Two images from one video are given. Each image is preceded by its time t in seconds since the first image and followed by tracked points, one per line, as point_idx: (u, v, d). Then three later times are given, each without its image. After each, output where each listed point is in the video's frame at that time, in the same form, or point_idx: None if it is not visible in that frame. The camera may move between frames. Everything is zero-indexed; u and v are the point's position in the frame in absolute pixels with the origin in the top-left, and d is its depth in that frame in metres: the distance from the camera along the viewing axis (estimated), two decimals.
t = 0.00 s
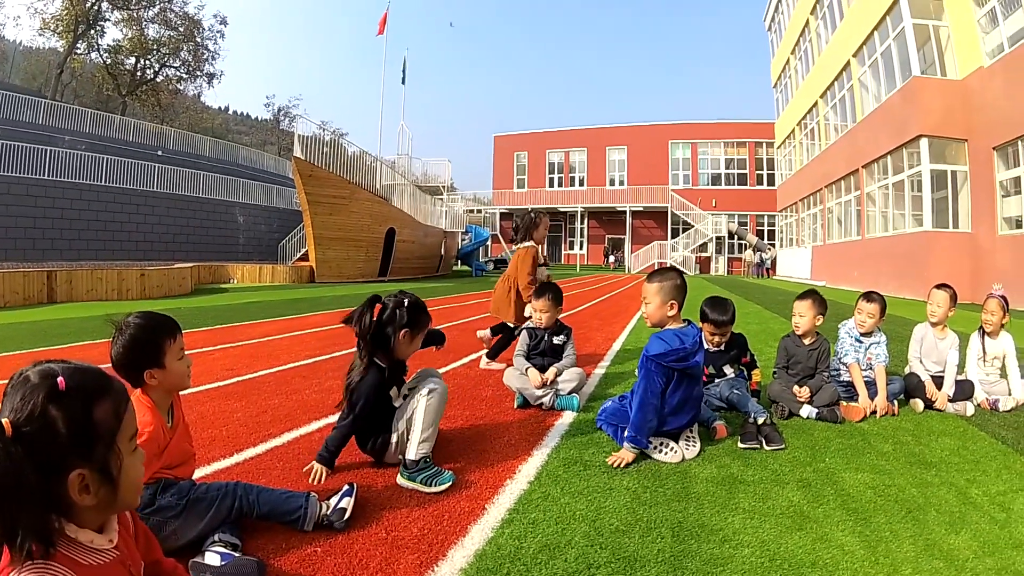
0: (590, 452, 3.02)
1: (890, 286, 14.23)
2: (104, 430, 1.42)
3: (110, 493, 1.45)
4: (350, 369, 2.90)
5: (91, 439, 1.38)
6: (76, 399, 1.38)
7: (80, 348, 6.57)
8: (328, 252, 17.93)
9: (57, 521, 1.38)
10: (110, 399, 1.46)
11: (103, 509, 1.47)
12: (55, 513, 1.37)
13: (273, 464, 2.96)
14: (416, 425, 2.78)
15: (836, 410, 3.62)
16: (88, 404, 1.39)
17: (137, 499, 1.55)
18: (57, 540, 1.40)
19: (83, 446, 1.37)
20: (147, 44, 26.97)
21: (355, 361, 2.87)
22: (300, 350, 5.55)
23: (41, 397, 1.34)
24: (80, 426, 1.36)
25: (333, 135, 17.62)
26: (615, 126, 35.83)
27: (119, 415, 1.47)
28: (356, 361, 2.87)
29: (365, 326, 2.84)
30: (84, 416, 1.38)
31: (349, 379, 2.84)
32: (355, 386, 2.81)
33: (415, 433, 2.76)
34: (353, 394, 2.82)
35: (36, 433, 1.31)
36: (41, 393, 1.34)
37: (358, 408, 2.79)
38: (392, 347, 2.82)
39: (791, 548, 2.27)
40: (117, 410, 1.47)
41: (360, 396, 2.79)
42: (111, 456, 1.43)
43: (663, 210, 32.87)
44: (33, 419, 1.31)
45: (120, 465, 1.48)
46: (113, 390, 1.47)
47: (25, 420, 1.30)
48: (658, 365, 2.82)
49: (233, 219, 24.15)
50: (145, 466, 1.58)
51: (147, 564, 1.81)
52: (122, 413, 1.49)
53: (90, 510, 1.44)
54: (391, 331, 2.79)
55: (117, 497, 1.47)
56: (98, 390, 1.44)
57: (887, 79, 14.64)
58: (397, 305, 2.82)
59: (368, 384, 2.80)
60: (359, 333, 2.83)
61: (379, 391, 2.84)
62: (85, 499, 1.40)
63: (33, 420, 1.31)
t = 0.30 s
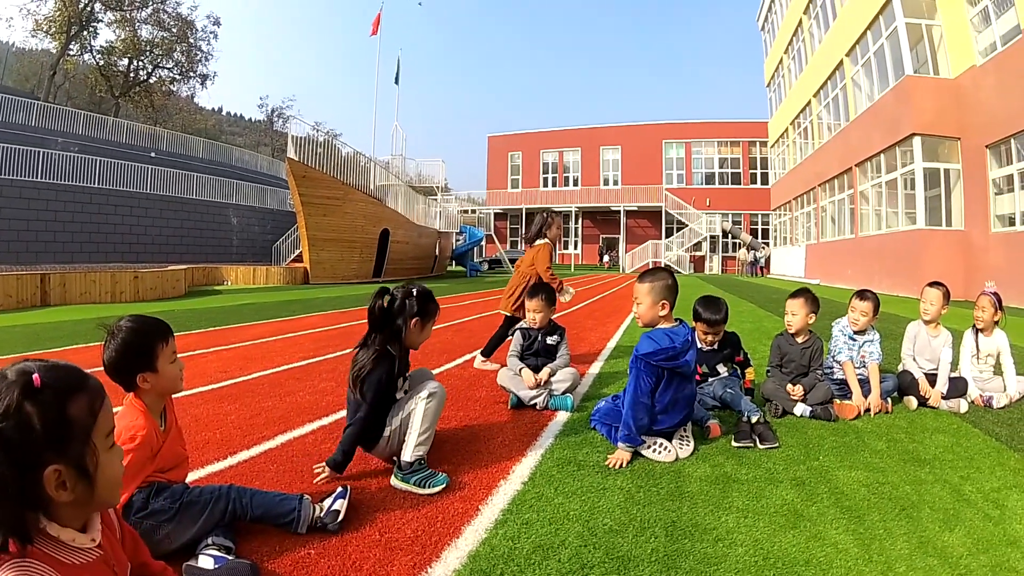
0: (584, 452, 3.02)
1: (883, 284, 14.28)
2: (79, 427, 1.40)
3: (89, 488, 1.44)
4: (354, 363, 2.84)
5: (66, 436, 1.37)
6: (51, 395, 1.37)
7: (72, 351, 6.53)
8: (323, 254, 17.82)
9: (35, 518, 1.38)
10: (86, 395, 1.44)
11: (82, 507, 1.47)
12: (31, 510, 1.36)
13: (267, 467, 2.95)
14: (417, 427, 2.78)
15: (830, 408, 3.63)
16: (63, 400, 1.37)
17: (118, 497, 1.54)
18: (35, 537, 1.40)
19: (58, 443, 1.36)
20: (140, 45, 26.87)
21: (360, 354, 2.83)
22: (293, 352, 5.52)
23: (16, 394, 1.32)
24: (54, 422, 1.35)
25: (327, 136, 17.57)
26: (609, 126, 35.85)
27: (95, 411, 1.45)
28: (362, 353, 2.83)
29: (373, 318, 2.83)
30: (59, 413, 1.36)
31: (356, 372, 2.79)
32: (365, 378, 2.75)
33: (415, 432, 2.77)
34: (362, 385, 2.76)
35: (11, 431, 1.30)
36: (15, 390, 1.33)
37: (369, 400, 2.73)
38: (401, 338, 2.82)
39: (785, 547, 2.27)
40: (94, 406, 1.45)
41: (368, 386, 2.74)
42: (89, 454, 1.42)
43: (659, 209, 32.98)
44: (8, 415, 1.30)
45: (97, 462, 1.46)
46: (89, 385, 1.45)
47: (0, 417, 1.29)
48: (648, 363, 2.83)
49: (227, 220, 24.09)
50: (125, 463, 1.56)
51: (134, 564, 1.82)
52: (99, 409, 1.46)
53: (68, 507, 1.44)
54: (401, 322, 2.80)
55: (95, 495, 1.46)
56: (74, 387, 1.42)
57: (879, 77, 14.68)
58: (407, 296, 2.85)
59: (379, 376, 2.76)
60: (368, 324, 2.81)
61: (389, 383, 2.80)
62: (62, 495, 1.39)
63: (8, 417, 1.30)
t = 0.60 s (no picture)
0: (576, 455, 3.01)
1: (875, 286, 14.36)
2: (53, 424, 1.39)
3: (64, 485, 1.44)
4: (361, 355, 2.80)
5: (40, 432, 1.37)
6: (25, 392, 1.37)
7: (62, 355, 6.49)
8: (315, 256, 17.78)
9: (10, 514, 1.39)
10: (60, 392, 1.43)
11: (57, 505, 1.47)
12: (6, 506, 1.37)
13: (258, 470, 2.94)
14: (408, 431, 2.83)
15: (821, 409, 3.64)
16: (37, 398, 1.37)
17: (95, 496, 1.53)
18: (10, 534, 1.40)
19: (32, 438, 1.36)
20: (132, 47, 26.79)
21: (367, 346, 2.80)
22: (285, 355, 5.50)
23: None
24: (28, 419, 1.34)
25: (320, 138, 17.54)
26: (603, 128, 35.93)
27: (70, 409, 1.45)
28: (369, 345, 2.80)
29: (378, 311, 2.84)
30: (34, 411, 1.36)
31: (368, 362, 2.74)
32: (382, 366, 2.72)
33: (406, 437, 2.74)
34: (377, 375, 2.73)
35: None
36: None
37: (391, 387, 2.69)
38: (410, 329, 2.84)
39: (776, 548, 2.28)
40: (69, 404, 1.45)
41: (390, 378, 2.72)
42: (64, 450, 1.42)
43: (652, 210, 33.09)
44: None
45: (73, 460, 1.46)
46: (64, 383, 1.45)
47: None
48: (640, 365, 2.83)
49: (219, 222, 24.02)
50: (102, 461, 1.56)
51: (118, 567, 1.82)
52: (74, 407, 1.46)
53: (43, 505, 1.44)
54: (411, 311, 2.83)
55: (69, 493, 1.45)
56: (47, 384, 1.41)
57: (871, 79, 14.76)
58: (412, 288, 2.89)
59: (394, 364, 2.73)
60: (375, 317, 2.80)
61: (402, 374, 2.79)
62: (37, 492, 1.39)
63: None
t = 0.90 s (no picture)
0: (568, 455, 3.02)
1: (868, 285, 14.41)
2: (29, 421, 1.41)
3: (42, 483, 1.47)
4: (375, 342, 2.85)
5: (16, 430, 1.39)
6: None
7: (51, 358, 6.44)
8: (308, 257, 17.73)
9: None
10: (38, 390, 1.45)
11: (35, 502, 1.50)
12: None
13: (251, 473, 2.92)
14: (401, 435, 2.77)
15: (813, 409, 3.66)
16: (14, 396, 1.38)
17: (73, 495, 1.55)
18: None
19: (8, 436, 1.37)
20: (125, 47, 26.67)
21: (380, 334, 2.86)
22: (276, 357, 5.47)
23: None
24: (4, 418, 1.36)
25: (313, 139, 17.50)
26: (597, 129, 35.96)
27: (47, 408, 1.46)
28: (382, 332, 2.86)
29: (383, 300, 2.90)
30: (11, 409, 1.38)
31: (387, 348, 2.81)
32: (404, 351, 2.80)
33: (398, 436, 2.76)
34: (398, 360, 2.81)
35: None
36: None
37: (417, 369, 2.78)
38: (419, 318, 2.94)
39: (769, 548, 2.28)
40: (46, 403, 1.46)
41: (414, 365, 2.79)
42: (40, 448, 1.43)
43: (645, 211, 33.15)
44: None
45: (49, 458, 1.48)
46: (43, 382, 1.47)
47: None
48: (631, 367, 2.83)
49: (211, 224, 23.94)
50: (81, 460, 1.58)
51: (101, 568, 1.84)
52: (51, 407, 1.48)
53: (22, 502, 1.47)
54: (420, 301, 2.92)
55: (47, 490, 1.48)
56: (25, 382, 1.43)
57: (863, 79, 14.82)
58: (415, 281, 2.97)
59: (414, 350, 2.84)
60: (385, 306, 2.86)
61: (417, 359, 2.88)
62: (14, 489, 1.42)
63: None
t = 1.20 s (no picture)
0: (559, 457, 3.02)
1: (859, 285, 14.47)
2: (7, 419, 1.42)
3: (21, 482, 1.48)
4: (385, 330, 2.85)
5: None
6: None
7: (39, 362, 6.39)
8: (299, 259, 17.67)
9: None
10: (17, 389, 1.45)
11: (15, 501, 1.51)
12: None
13: (241, 476, 2.91)
14: (394, 438, 2.76)
15: (804, 409, 3.67)
16: None
17: (54, 494, 1.56)
18: None
19: None
20: (116, 48, 26.53)
21: (388, 322, 2.86)
22: (267, 360, 5.45)
23: None
24: None
25: (304, 140, 17.46)
26: (589, 130, 36.01)
27: (26, 406, 1.47)
28: (390, 320, 2.85)
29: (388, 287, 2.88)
30: None
31: (400, 335, 2.83)
32: (420, 341, 2.81)
33: (390, 439, 2.76)
34: (412, 349, 2.84)
35: None
36: None
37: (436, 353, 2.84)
38: (419, 305, 2.95)
39: (759, 549, 2.29)
40: (25, 402, 1.47)
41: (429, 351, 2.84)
42: (18, 447, 1.45)
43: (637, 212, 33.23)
44: None
45: (28, 457, 1.49)
46: (22, 381, 1.48)
47: None
48: (620, 367, 2.84)
49: (203, 225, 23.83)
50: (60, 459, 1.58)
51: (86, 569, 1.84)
52: (30, 405, 1.49)
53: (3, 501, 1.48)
54: (420, 290, 2.94)
55: (26, 490, 1.48)
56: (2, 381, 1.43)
57: (854, 81, 14.89)
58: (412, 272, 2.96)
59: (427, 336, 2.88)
60: (393, 294, 2.85)
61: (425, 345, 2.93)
62: None
63: None
